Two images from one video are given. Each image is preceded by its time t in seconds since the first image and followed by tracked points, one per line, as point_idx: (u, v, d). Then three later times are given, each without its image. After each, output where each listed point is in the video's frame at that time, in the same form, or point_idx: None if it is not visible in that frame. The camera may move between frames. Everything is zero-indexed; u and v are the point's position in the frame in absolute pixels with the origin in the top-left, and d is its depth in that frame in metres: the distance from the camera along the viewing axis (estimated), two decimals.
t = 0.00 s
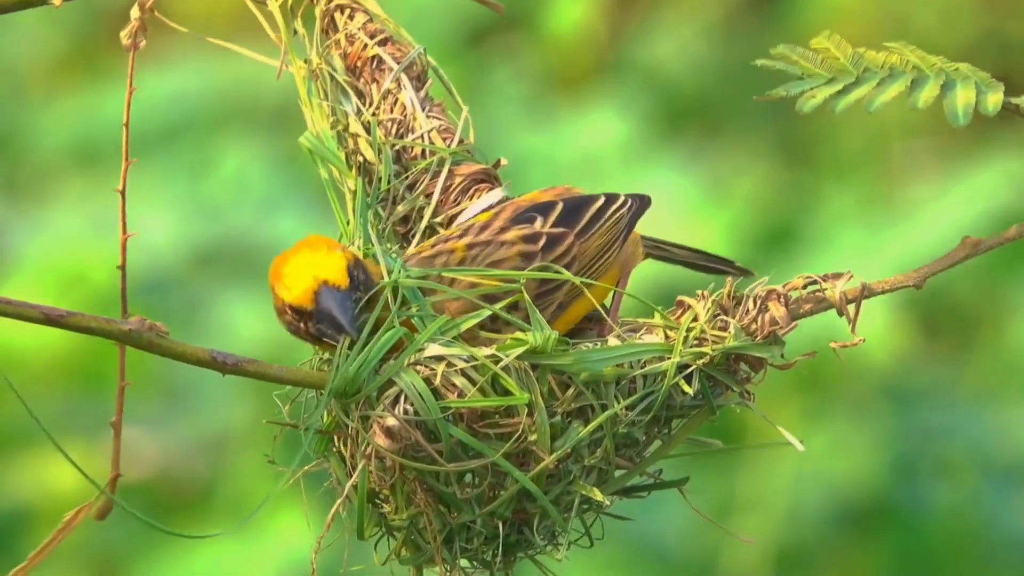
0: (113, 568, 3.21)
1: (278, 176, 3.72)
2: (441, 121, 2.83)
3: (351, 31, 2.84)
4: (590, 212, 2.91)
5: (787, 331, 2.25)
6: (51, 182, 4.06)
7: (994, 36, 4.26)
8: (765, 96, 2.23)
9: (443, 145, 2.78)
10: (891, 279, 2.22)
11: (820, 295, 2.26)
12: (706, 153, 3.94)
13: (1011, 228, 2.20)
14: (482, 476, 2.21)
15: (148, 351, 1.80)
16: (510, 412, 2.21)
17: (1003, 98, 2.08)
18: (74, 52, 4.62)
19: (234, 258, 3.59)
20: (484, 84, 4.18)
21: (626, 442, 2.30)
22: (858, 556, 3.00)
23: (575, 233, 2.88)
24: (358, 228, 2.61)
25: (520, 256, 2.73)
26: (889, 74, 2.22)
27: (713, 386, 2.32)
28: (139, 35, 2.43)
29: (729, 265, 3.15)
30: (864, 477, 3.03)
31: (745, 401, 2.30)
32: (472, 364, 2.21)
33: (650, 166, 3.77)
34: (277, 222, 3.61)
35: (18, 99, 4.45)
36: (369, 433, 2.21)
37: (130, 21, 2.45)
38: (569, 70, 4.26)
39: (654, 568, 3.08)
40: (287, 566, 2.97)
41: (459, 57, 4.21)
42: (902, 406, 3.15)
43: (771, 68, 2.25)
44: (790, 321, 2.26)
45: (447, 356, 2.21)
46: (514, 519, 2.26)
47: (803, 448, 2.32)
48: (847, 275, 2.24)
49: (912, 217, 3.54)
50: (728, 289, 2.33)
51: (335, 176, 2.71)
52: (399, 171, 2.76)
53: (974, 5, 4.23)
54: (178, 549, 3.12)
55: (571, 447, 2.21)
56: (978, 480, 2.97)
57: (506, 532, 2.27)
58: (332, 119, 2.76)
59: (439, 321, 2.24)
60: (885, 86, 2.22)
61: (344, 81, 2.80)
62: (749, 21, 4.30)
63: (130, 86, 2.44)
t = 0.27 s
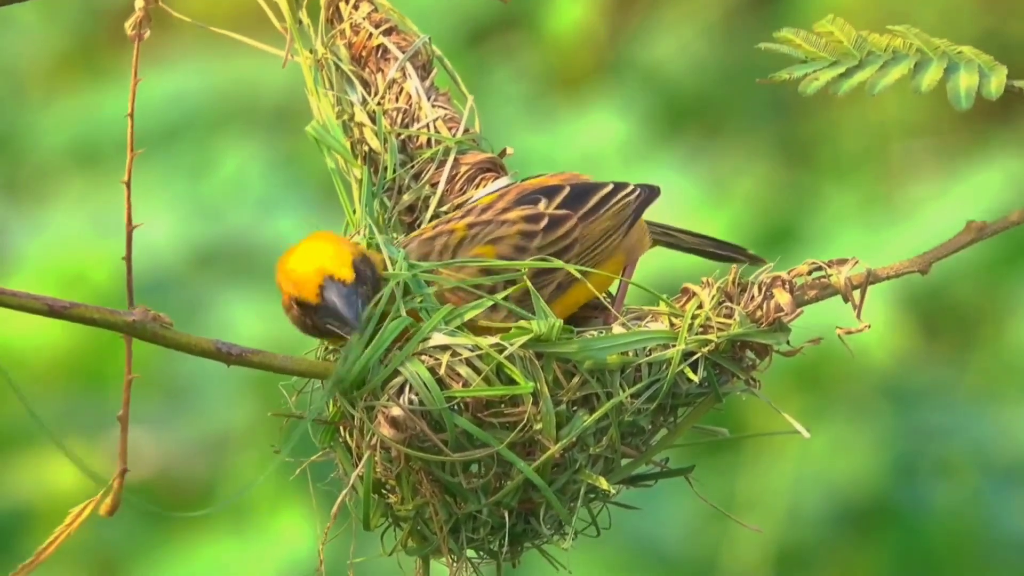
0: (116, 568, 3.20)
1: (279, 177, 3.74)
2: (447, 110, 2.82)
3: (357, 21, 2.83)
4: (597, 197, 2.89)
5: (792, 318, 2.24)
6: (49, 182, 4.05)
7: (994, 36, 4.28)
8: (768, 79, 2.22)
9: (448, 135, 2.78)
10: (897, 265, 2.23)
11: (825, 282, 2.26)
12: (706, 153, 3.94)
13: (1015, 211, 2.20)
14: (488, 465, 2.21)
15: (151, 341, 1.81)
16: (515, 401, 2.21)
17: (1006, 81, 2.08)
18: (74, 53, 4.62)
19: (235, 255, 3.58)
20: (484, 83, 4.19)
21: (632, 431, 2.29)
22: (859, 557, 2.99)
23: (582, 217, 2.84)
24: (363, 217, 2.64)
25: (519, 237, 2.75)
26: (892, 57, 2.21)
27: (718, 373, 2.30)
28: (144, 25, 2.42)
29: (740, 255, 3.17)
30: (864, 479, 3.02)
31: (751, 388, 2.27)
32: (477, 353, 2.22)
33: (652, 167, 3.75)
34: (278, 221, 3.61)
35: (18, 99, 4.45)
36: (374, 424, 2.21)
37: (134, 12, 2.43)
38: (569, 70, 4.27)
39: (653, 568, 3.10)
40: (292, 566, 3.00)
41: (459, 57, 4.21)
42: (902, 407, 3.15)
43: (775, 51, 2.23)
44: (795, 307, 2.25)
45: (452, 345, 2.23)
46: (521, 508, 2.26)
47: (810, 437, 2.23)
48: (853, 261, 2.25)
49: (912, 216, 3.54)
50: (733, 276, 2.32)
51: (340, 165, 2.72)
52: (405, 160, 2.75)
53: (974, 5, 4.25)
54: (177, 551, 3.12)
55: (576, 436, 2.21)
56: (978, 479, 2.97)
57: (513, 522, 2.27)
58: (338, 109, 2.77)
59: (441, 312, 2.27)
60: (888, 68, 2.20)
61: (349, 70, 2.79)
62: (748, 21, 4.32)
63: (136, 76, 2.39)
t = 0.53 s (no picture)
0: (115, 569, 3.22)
1: (279, 176, 3.73)
2: (447, 128, 2.81)
3: (357, 38, 2.83)
4: (597, 218, 2.92)
5: (790, 337, 2.26)
6: (48, 181, 4.04)
7: (994, 36, 4.28)
8: (770, 97, 2.20)
9: (448, 153, 2.78)
10: (895, 284, 2.25)
11: (824, 300, 2.29)
12: (706, 153, 3.94)
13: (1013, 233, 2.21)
14: (485, 480, 2.20)
15: (149, 353, 1.80)
16: (512, 416, 2.21)
17: (1007, 100, 2.10)
18: (73, 52, 4.62)
19: (242, 254, 3.57)
20: (485, 83, 4.15)
21: (630, 447, 2.29)
22: (858, 556, 2.98)
23: (582, 242, 2.89)
24: (361, 233, 2.63)
25: (522, 264, 2.77)
26: (893, 75, 2.21)
27: (716, 392, 2.29)
28: (144, 42, 2.42)
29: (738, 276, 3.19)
30: (864, 477, 3.02)
31: (749, 406, 2.28)
32: (475, 368, 2.20)
33: (652, 167, 3.75)
34: (278, 222, 3.60)
35: (18, 98, 4.44)
36: (371, 438, 2.20)
37: (136, 29, 2.44)
38: (569, 70, 4.26)
39: (654, 568, 3.08)
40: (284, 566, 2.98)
41: (460, 57, 4.17)
42: (903, 407, 3.15)
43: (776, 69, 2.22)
44: (794, 326, 2.27)
45: (450, 360, 2.21)
46: (518, 524, 2.25)
47: (804, 451, 2.31)
48: (851, 280, 2.27)
49: (913, 216, 3.54)
50: (732, 294, 2.31)
51: (339, 181, 2.70)
52: (405, 178, 2.75)
53: (973, 5, 4.27)
54: (176, 551, 3.12)
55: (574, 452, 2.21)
56: (979, 480, 2.95)
57: (510, 538, 2.26)
58: (337, 126, 2.77)
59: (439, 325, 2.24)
60: (890, 86, 2.19)
61: (350, 87, 2.80)
62: (749, 21, 4.33)
63: (135, 93, 2.43)
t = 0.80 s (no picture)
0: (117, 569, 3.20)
1: (279, 175, 3.73)
2: (445, 121, 2.67)
3: (352, 29, 2.67)
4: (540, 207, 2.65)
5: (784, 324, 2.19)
6: (49, 181, 4.06)
7: (994, 36, 4.27)
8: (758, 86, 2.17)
9: (448, 146, 2.63)
10: (888, 269, 2.15)
11: (817, 287, 2.22)
12: (706, 153, 3.94)
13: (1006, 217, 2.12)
14: (481, 471, 2.17)
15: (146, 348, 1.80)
16: (507, 405, 2.17)
17: (997, 88, 2.00)
18: (73, 52, 4.63)
19: (242, 253, 3.56)
20: (485, 83, 4.15)
21: (624, 435, 2.25)
22: (858, 556, 3.01)
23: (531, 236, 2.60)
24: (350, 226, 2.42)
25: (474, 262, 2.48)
26: (883, 64, 2.13)
27: (711, 378, 2.25)
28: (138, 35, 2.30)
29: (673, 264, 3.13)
30: (864, 477, 3.03)
31: (744, 393, 2.23)
32: (469, 359, 2.16)
33: (652, 166, 3.74)
34: (277, 222, 3.60)
35: (18, 98, 4.45)
36: (369, 431, 2.15)
37: (127, 22, 2.33)
38: (568, 71, 4.27)
39: (655, 568, 3.08)
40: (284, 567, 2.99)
41: (460, 57, 4.17)
42: (903, 407, 3.17)
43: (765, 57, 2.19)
44: (787, 312, 2.20)
45: (444, 351, 2.17)
46: (514, 514, 2.23)
47: (799, 441, 2.17)
48: (846, 266, 2.20)
49: (914, 216, 3.54)
50: (725, 283, 2.26)
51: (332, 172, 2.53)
52: (400, 167, 2.60)
53: (974, 5, 4.25)
54: (177, 552, 3.14)
55: (570, 440, 2.18)
56: (978, 479, 2.99)
57: (507, 528, 2.24)
58: (332, 114, 2.60)
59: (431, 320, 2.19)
60: (878, 76, 2.13)
61: (344, 77, 2.64)
62: (749, 21, 4.33)
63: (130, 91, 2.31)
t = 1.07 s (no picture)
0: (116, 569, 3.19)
1: (279, 175, 3.73)
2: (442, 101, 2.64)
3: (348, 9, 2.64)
4: (527, 196, 2.62)
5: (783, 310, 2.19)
6: (50, 182, 4.06)
7: (994, 36, 4.27)
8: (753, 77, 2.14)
9: (444, 126, 2.60)
10: (885, 256, 2.15)
11: (815, 275, 2.23)
12: (706, 154, 3.95)
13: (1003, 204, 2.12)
14: (479, 458, 2.17)
15: (145, 336, 1.80)
16: (505, 392, 2.16)
17: (993, 78, 2.01)
18: (74, 53, 4.63)
19: (244, 251, 3.57)
20: (484, 82, 4.15)
21: (623, 421, 2.25)
22: (858, 557, 3.00)
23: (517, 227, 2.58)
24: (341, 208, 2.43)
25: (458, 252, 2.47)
26: (879, 54, 2.14)
27: (708, 365, 2.25)
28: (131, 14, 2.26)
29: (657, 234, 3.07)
30: (864, 478, 3.02)
31: (741, 379, 2.23)
32: (467, 346, 2.15)
33: (653, 166, 3.72)
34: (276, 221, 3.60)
35: (18, 98, 4.45)
36: (367, 419, 2.14)
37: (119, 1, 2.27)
38: (569, 71, 4.27)
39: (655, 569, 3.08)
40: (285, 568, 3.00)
41: (459, 56, 4.17)
42: (903, 407, 3.16)
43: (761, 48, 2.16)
44: (785, 298, 2.20)
45: (442, 339, 2.16)
46: (513, 500, 2.23)
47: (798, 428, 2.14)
48: (845, 254, 2.21)
49: (915, 217, 3.53)
50: (724, 270, 2.26)
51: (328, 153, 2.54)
52: (397, 147, 2.58)
53: (974, 5, 4.25)
54: (177, 552, 3.13)
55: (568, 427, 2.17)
56: (979, 481, 2.97)
57: (505, 514, 2.24)
58: (328, 97, 2.59)
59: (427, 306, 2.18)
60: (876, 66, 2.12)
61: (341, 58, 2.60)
62: (748, 22, 4.34)
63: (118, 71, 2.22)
